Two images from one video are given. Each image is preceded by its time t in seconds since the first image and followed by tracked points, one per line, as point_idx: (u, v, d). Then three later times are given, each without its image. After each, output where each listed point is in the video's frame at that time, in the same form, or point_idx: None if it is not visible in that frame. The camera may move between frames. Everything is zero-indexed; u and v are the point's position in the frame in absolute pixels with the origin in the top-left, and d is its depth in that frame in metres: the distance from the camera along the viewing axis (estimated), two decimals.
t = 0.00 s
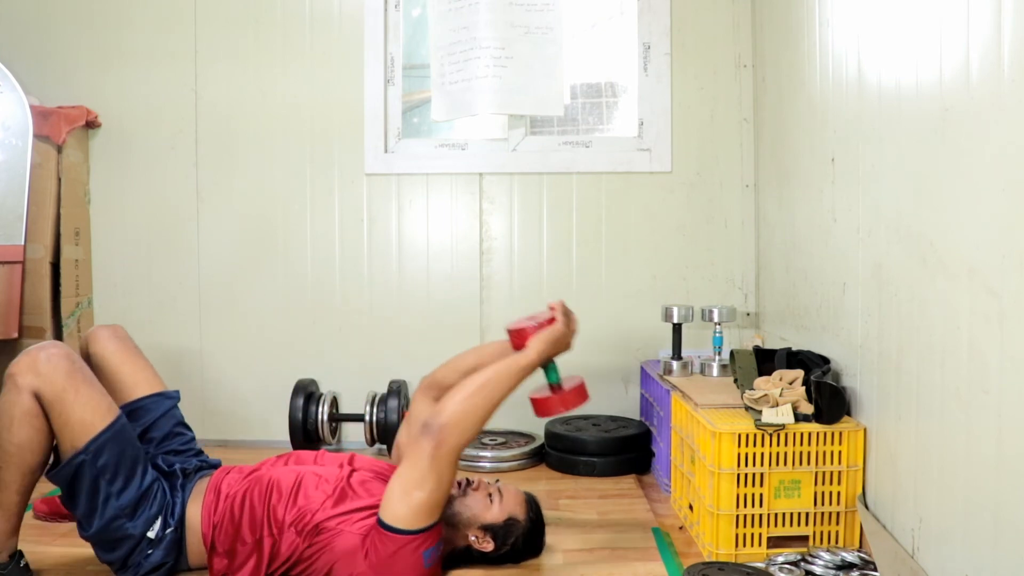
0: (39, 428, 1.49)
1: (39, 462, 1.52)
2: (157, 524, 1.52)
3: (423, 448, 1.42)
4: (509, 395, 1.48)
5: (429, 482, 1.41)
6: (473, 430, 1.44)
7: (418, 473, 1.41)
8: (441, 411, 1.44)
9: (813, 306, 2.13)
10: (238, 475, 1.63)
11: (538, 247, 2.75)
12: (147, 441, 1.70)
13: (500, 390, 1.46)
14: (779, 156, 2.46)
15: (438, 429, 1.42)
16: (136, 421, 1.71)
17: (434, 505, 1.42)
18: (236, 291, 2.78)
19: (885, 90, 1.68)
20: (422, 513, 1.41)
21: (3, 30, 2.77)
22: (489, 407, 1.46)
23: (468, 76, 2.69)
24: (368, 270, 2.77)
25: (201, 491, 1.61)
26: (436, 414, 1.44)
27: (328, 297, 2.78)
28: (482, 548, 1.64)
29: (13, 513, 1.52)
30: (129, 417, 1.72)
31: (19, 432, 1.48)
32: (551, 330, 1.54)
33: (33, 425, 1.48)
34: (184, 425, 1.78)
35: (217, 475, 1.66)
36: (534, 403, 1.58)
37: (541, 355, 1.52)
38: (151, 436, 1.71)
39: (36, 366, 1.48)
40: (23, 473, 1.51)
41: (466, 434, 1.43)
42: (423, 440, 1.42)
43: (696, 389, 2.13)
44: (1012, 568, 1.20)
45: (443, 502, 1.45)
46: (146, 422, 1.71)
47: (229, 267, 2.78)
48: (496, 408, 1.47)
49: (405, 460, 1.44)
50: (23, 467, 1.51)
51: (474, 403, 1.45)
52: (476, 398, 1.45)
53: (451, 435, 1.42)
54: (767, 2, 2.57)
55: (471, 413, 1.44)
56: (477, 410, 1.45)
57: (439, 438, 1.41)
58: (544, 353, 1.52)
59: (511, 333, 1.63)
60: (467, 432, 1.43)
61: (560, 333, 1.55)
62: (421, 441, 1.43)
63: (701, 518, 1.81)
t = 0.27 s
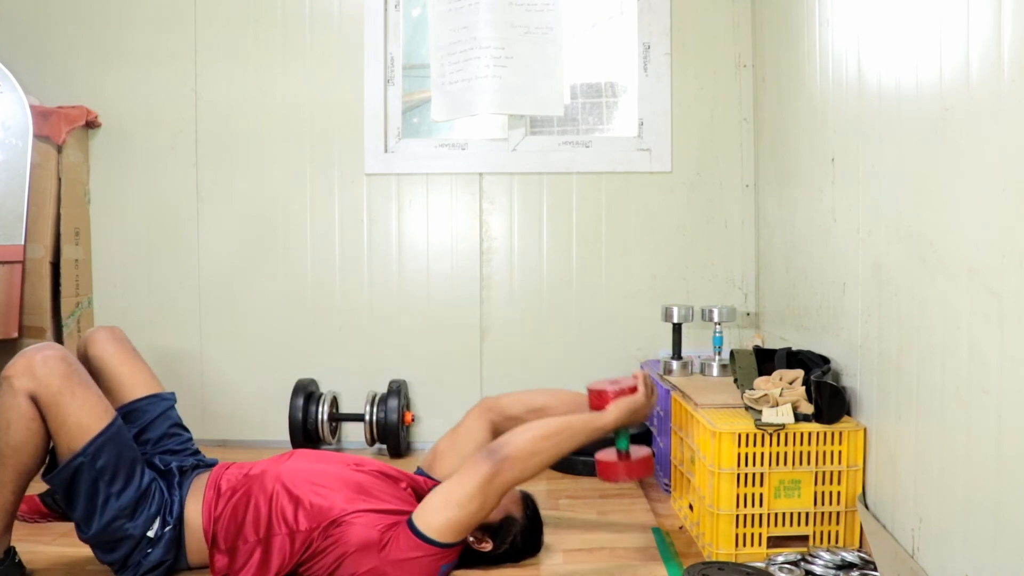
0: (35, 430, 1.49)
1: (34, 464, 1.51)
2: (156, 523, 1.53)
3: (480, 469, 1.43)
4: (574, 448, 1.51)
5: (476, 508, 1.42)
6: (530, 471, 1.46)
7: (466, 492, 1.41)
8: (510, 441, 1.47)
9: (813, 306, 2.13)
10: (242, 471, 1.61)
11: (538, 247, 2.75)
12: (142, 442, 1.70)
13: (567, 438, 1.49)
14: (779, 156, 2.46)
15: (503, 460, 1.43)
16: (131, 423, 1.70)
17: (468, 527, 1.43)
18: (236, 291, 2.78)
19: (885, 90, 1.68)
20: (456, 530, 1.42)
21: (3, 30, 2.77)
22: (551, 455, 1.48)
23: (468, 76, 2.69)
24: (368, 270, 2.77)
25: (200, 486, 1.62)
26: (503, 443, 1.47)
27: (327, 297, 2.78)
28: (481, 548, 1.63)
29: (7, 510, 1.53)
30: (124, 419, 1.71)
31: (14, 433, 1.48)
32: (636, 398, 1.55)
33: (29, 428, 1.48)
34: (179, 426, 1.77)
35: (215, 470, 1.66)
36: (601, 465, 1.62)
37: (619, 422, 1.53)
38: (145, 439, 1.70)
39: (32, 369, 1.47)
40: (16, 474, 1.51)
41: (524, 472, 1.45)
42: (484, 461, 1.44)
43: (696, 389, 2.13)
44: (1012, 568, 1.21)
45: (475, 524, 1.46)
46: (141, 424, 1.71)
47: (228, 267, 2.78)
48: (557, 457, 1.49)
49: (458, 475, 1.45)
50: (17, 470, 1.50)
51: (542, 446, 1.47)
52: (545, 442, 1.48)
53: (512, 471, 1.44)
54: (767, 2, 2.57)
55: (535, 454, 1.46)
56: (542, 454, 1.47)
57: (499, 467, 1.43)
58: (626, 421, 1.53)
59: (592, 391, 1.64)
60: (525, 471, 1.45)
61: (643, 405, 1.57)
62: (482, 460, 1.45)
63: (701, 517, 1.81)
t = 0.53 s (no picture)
0: (32, 427, 1.48)
1: (33, 462, 1.50)
2: (154, 519, 1.52)
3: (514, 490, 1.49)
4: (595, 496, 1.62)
5: (499, 531, 1.45)
6: (556, 507, 1.54)
7: (495, 510, 1.44)
8: (545, 475, 1.55)
9: (813, 306, 2.13)
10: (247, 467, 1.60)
11: (538, 247, 2.75)
12: (141, 441, 1.70)
13: (596, 483, 1.60)
14: (779, 156, 2.46)
15: (538, 491, 1.51)
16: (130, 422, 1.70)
17: (483, 546, 1.44)
18: (235, 291, 2.78)
19: (885, 90, 1.68)
20: (473, 543, 1.42)
21: (3, 30, 2.77)
22: (576, 495, 1.58)
23: (468, 76, 2.69)
24: (368, 270, 2.77)
25: (202, 482, 1.61)
26: (540, 472, 1.55)
27: (327, 297, 2.78)
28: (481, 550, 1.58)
29: (7, 510, 1.52)
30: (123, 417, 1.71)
31: (11, 431, 1.47)
32: (666, 458, 1.76)
33: (26, 425, 1.47)
34: (178, 425, 1.77)
35: (219, 467, 1.64)
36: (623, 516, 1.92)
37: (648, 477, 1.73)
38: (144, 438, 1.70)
39: (28, 365, 1.47)
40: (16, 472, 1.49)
41: (552, 504, 1.53)
42: (523, 483, 1.51)
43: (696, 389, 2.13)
44: (1012, 568, 1.21)
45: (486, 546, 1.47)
46: (139, 422, 1.70)
47: (228, 267, 2.78)
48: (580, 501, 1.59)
49: (486, 492, 1.48)
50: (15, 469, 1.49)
51: (572, 486, 1.57)
52: (577, 481, 1.58)
53: (542, 502, 1.51)
54: (767, 1, 2.57)
55: (565, 491, 1.56)
56: (570, 494, 1.57)
57: (534, 492, 1.50)
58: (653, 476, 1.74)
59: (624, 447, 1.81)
60: (553, 502, 1.53)
61: (670, 464, 1.77)
62: (516, 484, 1.50)
63: (701, 517, 1.81)
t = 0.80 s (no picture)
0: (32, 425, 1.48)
1: (33, 461, 1.50)
2: (154, 519, 1.52)
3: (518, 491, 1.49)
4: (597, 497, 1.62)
5: (503, 531, 1.45)
6: (560, 508, 1.55)
7: (498, 510, 1.44)
8: (550, 476, 1.56)
9: (813, 306, 2.13)
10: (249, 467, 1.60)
11: (538, 247, 2.75)
12: (141, 440, 1.70)
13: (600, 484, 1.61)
14: (779, 156, 2.46)
15: (541, 491, 1.51)
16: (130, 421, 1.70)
17: (486, 545, 1.44)
18: (235, 291, 2.78)
19: (885, 90, 1.68)
20: (477, 542, 1.42)
21: (3, 31, 2.77)
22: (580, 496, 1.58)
23: (468, 76, 2.69)
24: (368, 270, 2.77)
25: (204, 483, 1.61)
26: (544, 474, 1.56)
27: (327, 297, 2.78)
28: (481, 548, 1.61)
29: (7, 509, 1.52)
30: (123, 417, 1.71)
31: (11, 429, 1.47)
32: (666, 462, 1.77)
33: (26, 423, 1.48)
34: (178, 424, 1.77)
35: (222, 468, 1.63)
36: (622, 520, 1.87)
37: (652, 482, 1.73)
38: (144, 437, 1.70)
39: (27, 363, 1.47)
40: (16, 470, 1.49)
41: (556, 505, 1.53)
42: (527, 485, 1.51)
43: (696, 389, 2.13)
44: (1012, 568, 1.21)
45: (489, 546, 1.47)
46: (139, 422, 1.70)
47: (228, 266, 2.78)
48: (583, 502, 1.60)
49: (490, 492, 1.47)
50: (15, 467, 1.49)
51: (577, 487, 1.58)
52: (581, 482, 1.59)
53: (545, 502, 1.52)
54: (767, 1, 2.57)
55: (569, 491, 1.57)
56: (574, 494, 1.57)
57: (538, 493, 1.50)
58: (654, 481, 1.73)
59: (625, 450, 1.82)
60: (557, 503, 1.54)
61: (670, 468, 1.77)
62: (519, 485, 1.50)
63: (701, 518, 1.81)
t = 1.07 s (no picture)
0: (35, 424, 1.48)
1: (35, 460, 1.50)
2: (157, 519, 1.52)
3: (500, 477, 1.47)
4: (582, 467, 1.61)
5: (492, 514, 1.44)
6: (545, 484, 1.53)
7: (484, 499, 1.43)
8: (529, 455, 1.54)
9: (813, 306, 2.13)
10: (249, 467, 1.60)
11: (538, 247, 2.75)
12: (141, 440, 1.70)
13: (580, 453, 1.58)
14: (779, 156, 2.46)
15: (524, 473, 1.49)
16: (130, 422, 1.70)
17: (477, 534, 1.44)
18: (235, 291, 2.78)
19: (885, 90, 1.68)
20: (469, 533, 1.42)
21: (3, 31, 2.77)
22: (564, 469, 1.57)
23: (468, 76, 2.69)
24: (368, 270, 2.77)
25: (207, 484, 1.61)
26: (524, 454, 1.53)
27: (327, 297, 2.78)
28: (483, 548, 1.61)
29: (6, 508, 1.52)
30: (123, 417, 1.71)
31: (13, 428, 1.47)
32: (651, 418, 1.67)
33: (28, 422, 1.48)
34: (178, 425, 1.77)
35: (223, 468, 1.64)
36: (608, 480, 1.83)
37: (633, 438, 1.65)
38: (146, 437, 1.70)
39: (31, 362, 1.47)
40: (17, 471, 1.49)
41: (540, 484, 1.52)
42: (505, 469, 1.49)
43: (696, 389, 2.13)
44: (1012, 568, 1.20)
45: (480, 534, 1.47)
46: (140, 422, 1.70)
47: (228, 266, 2.78)
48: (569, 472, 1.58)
49: (475, 481, 1.46)
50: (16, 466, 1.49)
51: (557, 460, 1.56)
52: (562, 457, 1.57)
53: (529, 483, 1.50)
54: (767, 2, 2.57)
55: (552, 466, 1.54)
56: (558, 470, 1.55)
57: (519, 476, 1.48)
58: (636, 439, 1.66)
59: (608, 411, 1.74)
60: (540, 482, 1.52)
61: (656, 426, 1.68)
62: (500, 469, 1.48)
63: (701, 518, 1.81)
